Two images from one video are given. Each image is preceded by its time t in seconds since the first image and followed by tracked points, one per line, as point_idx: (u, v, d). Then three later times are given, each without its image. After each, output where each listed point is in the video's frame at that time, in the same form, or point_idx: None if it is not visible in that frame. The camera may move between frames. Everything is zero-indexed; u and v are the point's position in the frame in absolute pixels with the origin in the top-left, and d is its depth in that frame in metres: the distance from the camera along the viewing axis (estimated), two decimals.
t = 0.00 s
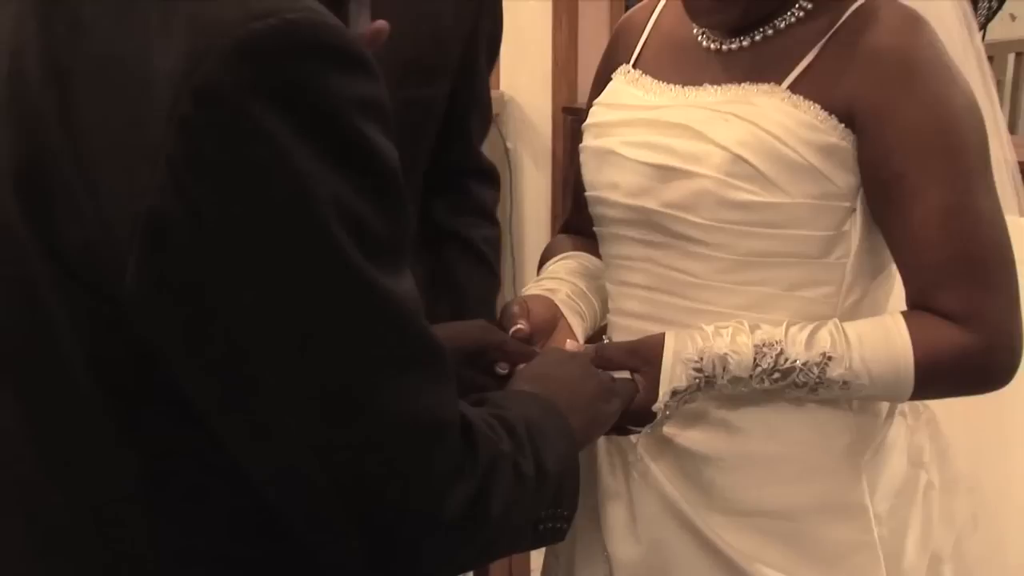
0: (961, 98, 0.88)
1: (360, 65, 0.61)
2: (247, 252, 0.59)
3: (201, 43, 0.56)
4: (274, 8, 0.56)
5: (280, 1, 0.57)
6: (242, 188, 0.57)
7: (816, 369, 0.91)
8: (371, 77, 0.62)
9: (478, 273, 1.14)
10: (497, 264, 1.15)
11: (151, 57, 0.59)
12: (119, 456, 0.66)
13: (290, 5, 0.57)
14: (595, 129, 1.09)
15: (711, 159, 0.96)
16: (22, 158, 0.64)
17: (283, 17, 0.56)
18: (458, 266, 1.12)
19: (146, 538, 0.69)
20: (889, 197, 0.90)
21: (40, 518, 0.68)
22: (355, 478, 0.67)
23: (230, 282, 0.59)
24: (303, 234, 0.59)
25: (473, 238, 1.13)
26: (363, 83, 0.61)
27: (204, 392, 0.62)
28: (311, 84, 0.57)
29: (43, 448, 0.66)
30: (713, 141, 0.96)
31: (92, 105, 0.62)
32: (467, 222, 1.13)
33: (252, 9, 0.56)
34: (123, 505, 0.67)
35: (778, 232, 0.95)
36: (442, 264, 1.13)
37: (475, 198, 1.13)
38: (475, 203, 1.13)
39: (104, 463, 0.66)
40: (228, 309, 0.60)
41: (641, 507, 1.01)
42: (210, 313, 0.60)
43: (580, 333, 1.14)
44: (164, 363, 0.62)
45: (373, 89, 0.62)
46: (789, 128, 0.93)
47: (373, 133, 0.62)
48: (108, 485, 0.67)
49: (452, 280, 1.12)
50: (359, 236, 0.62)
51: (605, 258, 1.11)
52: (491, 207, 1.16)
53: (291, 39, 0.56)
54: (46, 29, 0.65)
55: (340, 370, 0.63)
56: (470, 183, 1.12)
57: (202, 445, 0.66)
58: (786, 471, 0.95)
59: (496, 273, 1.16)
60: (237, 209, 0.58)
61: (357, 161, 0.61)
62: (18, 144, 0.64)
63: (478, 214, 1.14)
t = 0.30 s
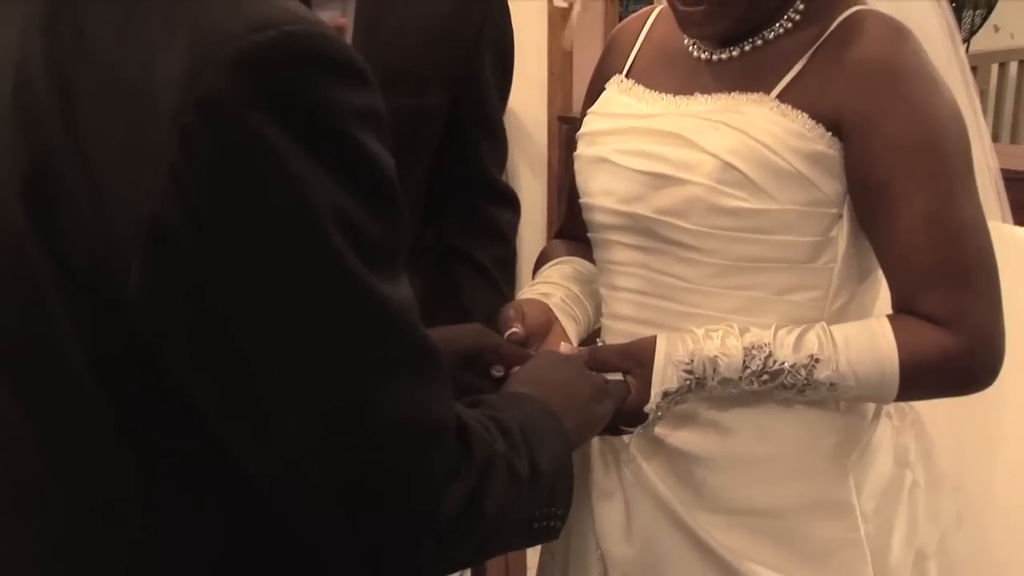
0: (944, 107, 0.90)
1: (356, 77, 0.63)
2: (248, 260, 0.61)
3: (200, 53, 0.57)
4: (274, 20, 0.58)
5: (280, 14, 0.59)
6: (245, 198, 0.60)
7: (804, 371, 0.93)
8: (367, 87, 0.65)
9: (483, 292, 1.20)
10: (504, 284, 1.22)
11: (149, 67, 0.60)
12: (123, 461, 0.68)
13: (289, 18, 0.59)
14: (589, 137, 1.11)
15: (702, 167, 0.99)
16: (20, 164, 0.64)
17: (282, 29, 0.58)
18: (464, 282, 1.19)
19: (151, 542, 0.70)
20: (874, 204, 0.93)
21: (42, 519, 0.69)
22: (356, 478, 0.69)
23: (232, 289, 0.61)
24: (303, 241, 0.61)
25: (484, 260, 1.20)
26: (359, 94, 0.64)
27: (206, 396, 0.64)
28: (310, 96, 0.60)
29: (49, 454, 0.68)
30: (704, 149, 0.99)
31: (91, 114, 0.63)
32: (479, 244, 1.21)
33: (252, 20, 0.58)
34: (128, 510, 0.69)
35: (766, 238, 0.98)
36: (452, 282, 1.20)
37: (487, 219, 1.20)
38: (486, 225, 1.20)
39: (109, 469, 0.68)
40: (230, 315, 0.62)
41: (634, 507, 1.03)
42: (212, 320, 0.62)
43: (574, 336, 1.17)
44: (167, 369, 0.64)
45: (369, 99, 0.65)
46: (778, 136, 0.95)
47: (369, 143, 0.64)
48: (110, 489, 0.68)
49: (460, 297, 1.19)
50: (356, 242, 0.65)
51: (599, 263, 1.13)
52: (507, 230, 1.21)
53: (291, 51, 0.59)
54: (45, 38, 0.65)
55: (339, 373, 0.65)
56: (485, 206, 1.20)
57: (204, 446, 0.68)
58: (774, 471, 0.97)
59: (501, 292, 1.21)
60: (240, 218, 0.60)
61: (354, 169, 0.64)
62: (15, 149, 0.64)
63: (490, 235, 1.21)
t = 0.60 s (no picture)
0: (928, 123, 0.93)
1: (354, 94, 0.66)
2: (249, 272, 0.63)
3: (202, 73, 0.60)
4: (274, 40, 0.61)
5: (279, 33, 0.61)
6: (245, 212, 0.62)
7: (793, 379, 0.95)
8: (366, 105, 0.67)
9: (482, 307, 1.27)
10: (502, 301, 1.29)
11: (154, 88, 0.62)
12: (129, 468, 0.70)
13: (288, 37, 0.61)
14: (584, 151, 1.14)
15: (693, 181, 1.01)
16: (27, 180, 0.66)
17: (281, 48, 0.60)
18: (464, 299, 1.27)
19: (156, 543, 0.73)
20: (860, 217, 0.95)
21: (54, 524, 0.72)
22: (353, 485, 0.71)
23: (233, 300, 0.64)
24: (302, 254, 0.64)
25: (484, 279, 1.28)
26: (357, 112, 0.66)
27: (209, 404, 0.66)
28: (310, 113, 0.62)
29: (59, 458, 0.70)
30: (695, 164, 1.01)
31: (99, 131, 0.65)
32: (483, 264, 1.29)
33: (251, 40, 0.60)
34: (134, 513, 0.71)
35: (756, 250, 1.00)
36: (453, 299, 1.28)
37: (491, 241, 1.29)
38: (489, 246, 1.28)
39: (115, 474, 0.70)
40: (231, 325, 0.64)
41: (628, 512, 1.05)
42: (214, 330, 0.64)
43: (568, 345, 1.19)
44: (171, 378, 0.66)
45: (367, 117, 0.67)
46: (767, 151, 0.98)
47: (366, 159, 0.67)
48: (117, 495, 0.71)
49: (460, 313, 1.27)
50: (355, 255, 0.67)
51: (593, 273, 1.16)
52: (513, 254, 1.29)
53: (291, 70, 0.61)
54: (57, 58, 0.67)
55: (337, 381, 0.68)
56: (493, 228, 1.29)
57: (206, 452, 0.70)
58: (763, 476, 1.00)
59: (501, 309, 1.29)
60: (240, 232, 0.62)
61: (352, 185, 0.66)
62: (23, 167, 0.66)
63: (493, 254, 1.29)
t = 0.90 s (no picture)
0: (916, 135, 0.95)
1: (353, 107, 0.68)
2: (251, 280, 0.65)
3: (205, 86, 0.62)
4: (274, 53, 0.63)
5: (279, 46, 0.63)
6: (249, 222, 0.64)
7: (785, 385, 0.98)
8: (365, 118, 0.69)
9: (483, 313, 1.31)
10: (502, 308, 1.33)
11: (162, 102, 0.64)
12: (134, 470, 0.72)
13: (288, 50, 0.63)
14: (581, 162, 1.16)
15: (687, 191, 1.04)
16: (36, 190, 0.68)
17: (281, 62, 0.63)
18: (466, 308, 1.31)
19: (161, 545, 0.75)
20: (849, 227, 0.98)
21: (57, 530, 0.74)
22: (352, 489, 0.73)
23: (236, 308, 0.66)
24: (303, 262, 0.66)
25: (485, 289, 1.31)
26: (356, 124, 0.68)
27: (211, 411, 0.68)
28: (311, 126, 0.65)
29: (64, 462, 0.72)
30: (690, 174, 1.04)
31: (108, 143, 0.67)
32: (486, 273, 1.32)
33: (252, 53, 0.62)
34: (140, 515, 0.73)
35: (748, 258, 1.03)
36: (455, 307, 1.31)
37: (494, 251, 1.32)
38: (491, 257, 1.32)
39: (120, 477, 0.72)
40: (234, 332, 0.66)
41: (624, 514, 1.08)
42: (217, 337, 0.66)
43: (564, 350, 1.21)
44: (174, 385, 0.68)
45: (366, 129, 0.69)
46: (760, 162, 1.00)
47: (366, 170, 0.69)
48: (122, 500, 0.73)
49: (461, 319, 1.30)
50: (354, 264, 0.69)
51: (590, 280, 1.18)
52: (515, 264, 1.33)
53: (291, 82, 0.63)
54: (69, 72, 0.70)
55: (336, 387, 0.70)
56: (496, 239, 1.32)
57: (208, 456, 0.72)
58: (755, 480, 1.02)
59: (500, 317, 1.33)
60: (244, 241, 0.64)
61: (351, 195, 0.68)
62: (35, 177, 0.68)
63: (495, 263, 1.32)
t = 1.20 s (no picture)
0: (904, 142, 0.97)
1: (354, 117, 0.70)
2: (256, 287, 0.68)
3: (210, 97, 0.64)
4: (277, 64, 0.65)
5: (282, 58, 0.66)
6: (254, 230, 0.66)
7: (778, 388, 1.00)
8: (365, 127, 0.72)
9: (484, 314, 1.33)
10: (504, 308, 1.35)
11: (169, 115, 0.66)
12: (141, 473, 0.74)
13: (291, 62, 0.66)
14: (578, 170, 1.18)
15: (682, 198, 1.06)
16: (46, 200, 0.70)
17: (284, 73, 0.65)
18: (467, 308, 1.33)
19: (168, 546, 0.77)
20: (840, 233, 1.00)
21: (67, 533, 0.75)
22: (354, 489, 0.75)
23: (241, 314, 0.68)
24: (306, 268, 0.68)
25: (485, 290, 1.33)
26: (356, 133, 0.71)
27: (217, 414, 0.70)
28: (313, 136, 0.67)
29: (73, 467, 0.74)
30: (684, 182, 1.06)
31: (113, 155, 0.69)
32: (486, 273, 1.34)
33: (256, 64, 0.65)
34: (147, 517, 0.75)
35: (741, 263, 1.05)
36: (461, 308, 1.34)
37: (494, 251, 1.34)
38: (491, 256, 1.34)
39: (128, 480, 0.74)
40: (239, 337, 0.68)
41: (621, 515, 1.10)
42: (223, 342, 0.68)
43: (563, 355, 1.23)
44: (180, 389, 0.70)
45: (366, 138, 0.72)
46: (753, 170, 1.02)
47: (366, 178, 0.71)
48: (131, 503, 0.75)
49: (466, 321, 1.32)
50: (355, 270, 0.71)
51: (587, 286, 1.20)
52: (513, 263, 1.35)
53: (294, 93, 0.65)
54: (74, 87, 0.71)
55: (339, 389, 0.72)
56: (494, 239, 1.34)
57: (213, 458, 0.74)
58: (749, 481, 1.05)
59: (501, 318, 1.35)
60: (249, 249, 0.66)
61: (353, 203, 0.70)
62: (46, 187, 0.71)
63: (495, 263, 1.35)
